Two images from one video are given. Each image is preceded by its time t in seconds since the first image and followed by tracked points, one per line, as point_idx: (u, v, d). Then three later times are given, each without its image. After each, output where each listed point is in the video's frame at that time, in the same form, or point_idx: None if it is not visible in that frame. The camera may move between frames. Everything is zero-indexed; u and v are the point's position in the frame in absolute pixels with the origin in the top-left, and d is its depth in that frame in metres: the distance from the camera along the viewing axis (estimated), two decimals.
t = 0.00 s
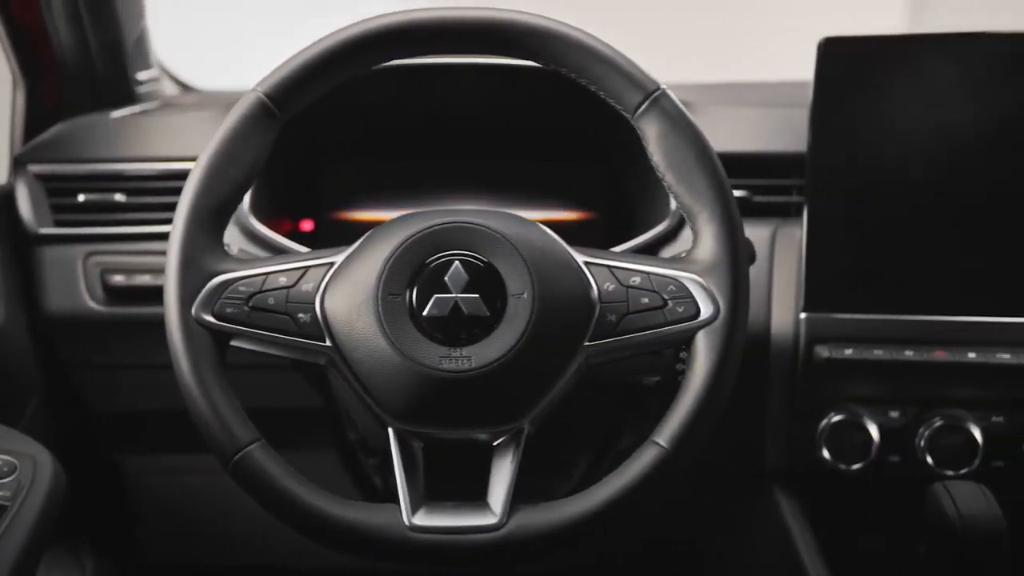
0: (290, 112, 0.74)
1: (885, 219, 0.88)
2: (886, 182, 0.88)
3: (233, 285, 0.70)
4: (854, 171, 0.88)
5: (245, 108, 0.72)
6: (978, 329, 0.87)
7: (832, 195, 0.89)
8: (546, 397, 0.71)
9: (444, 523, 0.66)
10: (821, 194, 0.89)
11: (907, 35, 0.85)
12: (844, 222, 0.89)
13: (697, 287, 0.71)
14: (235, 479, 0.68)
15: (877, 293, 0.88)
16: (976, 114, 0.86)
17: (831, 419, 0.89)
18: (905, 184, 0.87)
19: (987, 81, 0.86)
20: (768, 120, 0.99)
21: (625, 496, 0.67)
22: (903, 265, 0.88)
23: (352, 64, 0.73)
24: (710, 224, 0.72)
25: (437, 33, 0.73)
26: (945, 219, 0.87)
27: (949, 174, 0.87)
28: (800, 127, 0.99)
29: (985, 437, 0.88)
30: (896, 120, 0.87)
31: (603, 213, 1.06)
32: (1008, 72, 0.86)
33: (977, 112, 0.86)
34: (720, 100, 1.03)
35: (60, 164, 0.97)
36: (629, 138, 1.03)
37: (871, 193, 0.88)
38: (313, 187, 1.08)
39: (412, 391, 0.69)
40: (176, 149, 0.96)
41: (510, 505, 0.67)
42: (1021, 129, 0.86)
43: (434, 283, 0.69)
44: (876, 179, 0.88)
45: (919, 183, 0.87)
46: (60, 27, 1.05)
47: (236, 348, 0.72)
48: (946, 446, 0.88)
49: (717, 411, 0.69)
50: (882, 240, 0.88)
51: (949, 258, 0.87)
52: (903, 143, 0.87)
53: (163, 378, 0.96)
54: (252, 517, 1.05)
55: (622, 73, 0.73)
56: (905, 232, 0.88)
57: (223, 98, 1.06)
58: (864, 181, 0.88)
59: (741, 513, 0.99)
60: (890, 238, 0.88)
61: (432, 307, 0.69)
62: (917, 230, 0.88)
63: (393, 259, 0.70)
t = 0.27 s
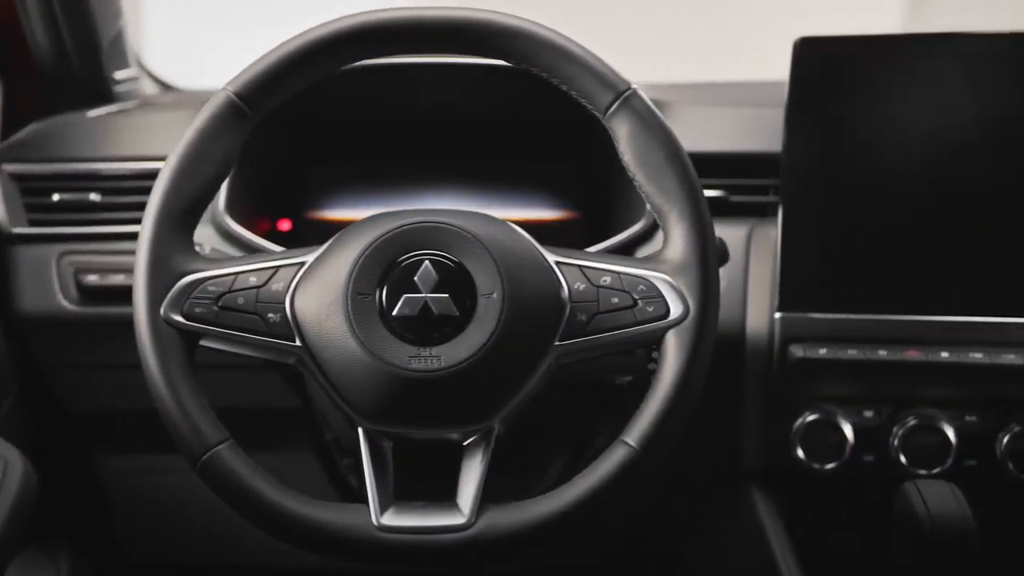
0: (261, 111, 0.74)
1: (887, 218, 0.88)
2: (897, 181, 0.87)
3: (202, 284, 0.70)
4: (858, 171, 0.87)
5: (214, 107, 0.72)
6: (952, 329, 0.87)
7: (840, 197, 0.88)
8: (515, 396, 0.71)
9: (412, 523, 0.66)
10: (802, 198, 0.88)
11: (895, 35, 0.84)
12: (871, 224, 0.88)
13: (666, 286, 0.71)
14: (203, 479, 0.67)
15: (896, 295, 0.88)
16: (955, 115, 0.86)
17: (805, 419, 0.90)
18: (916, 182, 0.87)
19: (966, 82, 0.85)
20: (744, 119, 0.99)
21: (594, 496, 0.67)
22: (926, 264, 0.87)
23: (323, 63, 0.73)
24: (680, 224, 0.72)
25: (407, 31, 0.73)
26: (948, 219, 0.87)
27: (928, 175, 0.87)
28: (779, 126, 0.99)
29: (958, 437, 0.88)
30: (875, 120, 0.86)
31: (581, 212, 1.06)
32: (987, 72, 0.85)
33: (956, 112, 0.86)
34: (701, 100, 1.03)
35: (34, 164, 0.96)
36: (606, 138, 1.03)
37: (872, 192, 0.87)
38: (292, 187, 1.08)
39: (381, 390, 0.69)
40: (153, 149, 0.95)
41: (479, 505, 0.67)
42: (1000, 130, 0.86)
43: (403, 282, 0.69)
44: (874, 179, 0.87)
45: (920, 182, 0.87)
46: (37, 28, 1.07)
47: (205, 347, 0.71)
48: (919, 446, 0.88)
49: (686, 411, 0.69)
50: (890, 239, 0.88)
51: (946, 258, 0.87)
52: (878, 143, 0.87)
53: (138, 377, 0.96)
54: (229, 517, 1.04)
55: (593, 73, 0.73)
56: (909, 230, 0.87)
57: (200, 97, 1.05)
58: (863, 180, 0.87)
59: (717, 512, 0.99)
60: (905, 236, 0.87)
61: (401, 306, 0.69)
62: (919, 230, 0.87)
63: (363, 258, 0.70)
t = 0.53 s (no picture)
0: (235, 110, 0.74)
1: (887, 218, 0.87)
2: (899, 183, 0.87)
3: (174, 284, 0.70)
4: (859, 171, 0.87)
5: (187, 106, 0.72)
6: (928, 328, 0.87)
7: (839, 199, 0.88)
8: (489, 396, 0.71)
9: (384, 523, 0.66)
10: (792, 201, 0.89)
11: (884, 36, 0.85)
12: (859, 227, 0.88)
13: (639, 286, 0.71)
14: (174, 479, 0.67)
15: (886, 296, 0.87)
16: (930, 115, 0.86)
17: (783, 418, 0.89)
18: (918, 182, 0.87)
19: (942, 82, 0.85)
20: (720, 118, 0.99)
21: (566, 496, 0.67)
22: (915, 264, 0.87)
23: (297, 61, 0.73)
24: (654, 223, 0.72)
25: (381, 30, 0.73)
26: (948, 219, 0.87)
27: (909, 175, 0.87)
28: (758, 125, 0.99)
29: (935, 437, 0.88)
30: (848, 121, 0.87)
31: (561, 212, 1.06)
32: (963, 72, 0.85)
33: (931, 113, 0.86)
34: (680, 99, 1.03)
35: (14, 163, 0.97)
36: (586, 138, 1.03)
37: (870, 192, 0.87)
38: (273, 187, 1.08)
39: (353, 390, 0.69)
40: (130, 149, 0.96)
41: (451, 505, 0.67)
42: (974, 130, 0.86)
43: (376, 282, 0.69)
44: (876, 178, 0.87)
45: (922, 183, 0.86)
46: (14, 25, 1.06)
47: (178, 346, 0.71)
48: (896, 445, 0.88)
49: (658, 411, 0.69)
50: (879, 240, 0.87)
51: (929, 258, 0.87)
52: (854, 143, 0.87)
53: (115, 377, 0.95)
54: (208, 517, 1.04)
55: (567, 71, 0.73)
56: (908, 230, 0.87)
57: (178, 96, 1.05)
58: (863, 180, 0.87)
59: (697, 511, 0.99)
60: (893, 236, 0.87)
61: (374, 306, 0.69)
62: (901, 230, 0.87)
63: (337, 257, 0.70)
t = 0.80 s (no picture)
0: (213, 110, 0.74)
1: (887, 218, 0.88)
2: (899, 183, 0.87)
3: (152, 284, 0.70)
4: (859, 172, 0.88)
5: (165, 105, 0.72)
6: (910, 328, 0.87)
7: (835, 197, 0.88)
8: (467, 396, 0.71)
9: (361, 523, 0.66)
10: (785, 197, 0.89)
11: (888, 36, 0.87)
12: (851, 224, 0.88)
13: (618, 286, 0.71)
14: (151, 479, 0.67)
15: (883, 295, 0.87)
16: (913, 114, 0.87)
17: (765, 418, 0.89)
18: (919, 182, 0.87)
19: (927, 81, 0.87)
20: (700, 118, 1.00)
21: (544, 496, 0.67)
22: (907, 265, 0.87)
23: (277, 60, 0.73)
24: (632, 223, 0.72)
25: (360, 30, 0.73)
26: (951, 219, 0.87)
27: (905, 175, 0.87)
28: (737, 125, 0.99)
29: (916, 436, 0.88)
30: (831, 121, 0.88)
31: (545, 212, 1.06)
32: (946, 74, 0.86)
33: (926, 114, 0.87)
34: (666, 100, 1.03)
35: None
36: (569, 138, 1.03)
37: (871, 192, 0.88)
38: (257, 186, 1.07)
39: (331, 390, 0.69)
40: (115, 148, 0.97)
41: (428, 505, 0.67)
42: (953, 131, 0.86)
43: (354, 282, 0.69)
44: (871, 178, 0.88)
45: (922, 182, 0.87)
46: None
47: (156, 347, 0.71)
48: (878, 445, 0.88)
49: (636, 411, 0.69)
50: (867, 239, 0.88)
51: (919, 260, 0.87)
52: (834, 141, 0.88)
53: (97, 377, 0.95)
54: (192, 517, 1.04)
55: (546, 71, 0.73)
56: (909, 229, 0.87)
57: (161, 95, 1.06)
58: (862, 180, 0.88)
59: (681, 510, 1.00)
60: (882, 234, 0.88)
61: (352, 306, 0.69)
62: (889, 230, 0.88)
63: (315, 258, 0.70)
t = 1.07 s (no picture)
0: (186, 109, 0.74)
1: (888, 218, 0.87)
2: (899, 183, 0.87)
3: (124, 284, 0.70)
4: (859, 172, 0.88)
5: (138, 105, 0.72)
6: (887, 328, 0.86)
7: (835, 196, 0.88)
8: (441, 396, 0.71)
9: (333, 523, 0.65)
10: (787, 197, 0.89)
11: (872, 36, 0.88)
12: (853, 225, 0.88)
13: (592, 285, 0.71)
14: (122, 479, 0.67)
15: (884, 295, 0.87)
16: (891, 114, 0.87)
17: (743, 418, 0.89)
18: (919, 182, 0.87)
19: (906, 81, 0.87)
20: (680, 117, 1.00)
21: (517, 496, 0.67)
22: (907, 265, 0.86)
23: (253, 59, 0.73)
24: (607, 222, 0.72)
25: (333, 30, 0.73)
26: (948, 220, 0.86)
27: (905, 175, 0.87)
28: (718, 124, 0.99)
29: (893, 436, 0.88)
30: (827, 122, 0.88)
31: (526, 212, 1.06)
32: (925, 74, 0.87)
33: (922, 115, 0.87)
34: (647, 99, 1.03)
35: None
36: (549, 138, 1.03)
37: (872, 192, 0.87)
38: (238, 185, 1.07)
39: (304, 390, 0.69)
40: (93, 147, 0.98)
41: (401, 505, 0.67)
42: (930, 131, 0.86)
43: (328, 282, 0.69)
44: (872, 178, 0.87)
45: (922, 182, 0.87)
46: None
47: (129, 347, 0.71)
48: (856, 445, 0.88)
49: (609, 411, 0.69)
50: (867, 239, 0.87)
51: (919, 260, 0.86)
52: (804, 142, 0.89)
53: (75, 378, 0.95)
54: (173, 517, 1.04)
55: (520, 71, 0.73)
56: (908, 228, 0.87)
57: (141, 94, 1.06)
58: (863, 180, 0.88)
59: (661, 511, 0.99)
60: (882, 235, 0.87)
61: (325, 306, 0.68)
62: (888, 230, 0.87)
63: (288, 257, 0.70)
